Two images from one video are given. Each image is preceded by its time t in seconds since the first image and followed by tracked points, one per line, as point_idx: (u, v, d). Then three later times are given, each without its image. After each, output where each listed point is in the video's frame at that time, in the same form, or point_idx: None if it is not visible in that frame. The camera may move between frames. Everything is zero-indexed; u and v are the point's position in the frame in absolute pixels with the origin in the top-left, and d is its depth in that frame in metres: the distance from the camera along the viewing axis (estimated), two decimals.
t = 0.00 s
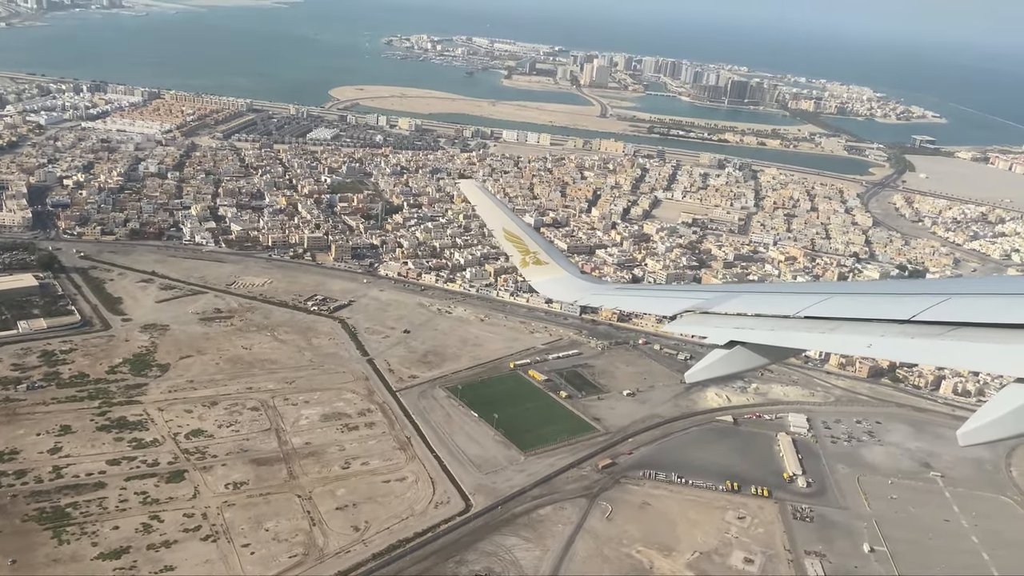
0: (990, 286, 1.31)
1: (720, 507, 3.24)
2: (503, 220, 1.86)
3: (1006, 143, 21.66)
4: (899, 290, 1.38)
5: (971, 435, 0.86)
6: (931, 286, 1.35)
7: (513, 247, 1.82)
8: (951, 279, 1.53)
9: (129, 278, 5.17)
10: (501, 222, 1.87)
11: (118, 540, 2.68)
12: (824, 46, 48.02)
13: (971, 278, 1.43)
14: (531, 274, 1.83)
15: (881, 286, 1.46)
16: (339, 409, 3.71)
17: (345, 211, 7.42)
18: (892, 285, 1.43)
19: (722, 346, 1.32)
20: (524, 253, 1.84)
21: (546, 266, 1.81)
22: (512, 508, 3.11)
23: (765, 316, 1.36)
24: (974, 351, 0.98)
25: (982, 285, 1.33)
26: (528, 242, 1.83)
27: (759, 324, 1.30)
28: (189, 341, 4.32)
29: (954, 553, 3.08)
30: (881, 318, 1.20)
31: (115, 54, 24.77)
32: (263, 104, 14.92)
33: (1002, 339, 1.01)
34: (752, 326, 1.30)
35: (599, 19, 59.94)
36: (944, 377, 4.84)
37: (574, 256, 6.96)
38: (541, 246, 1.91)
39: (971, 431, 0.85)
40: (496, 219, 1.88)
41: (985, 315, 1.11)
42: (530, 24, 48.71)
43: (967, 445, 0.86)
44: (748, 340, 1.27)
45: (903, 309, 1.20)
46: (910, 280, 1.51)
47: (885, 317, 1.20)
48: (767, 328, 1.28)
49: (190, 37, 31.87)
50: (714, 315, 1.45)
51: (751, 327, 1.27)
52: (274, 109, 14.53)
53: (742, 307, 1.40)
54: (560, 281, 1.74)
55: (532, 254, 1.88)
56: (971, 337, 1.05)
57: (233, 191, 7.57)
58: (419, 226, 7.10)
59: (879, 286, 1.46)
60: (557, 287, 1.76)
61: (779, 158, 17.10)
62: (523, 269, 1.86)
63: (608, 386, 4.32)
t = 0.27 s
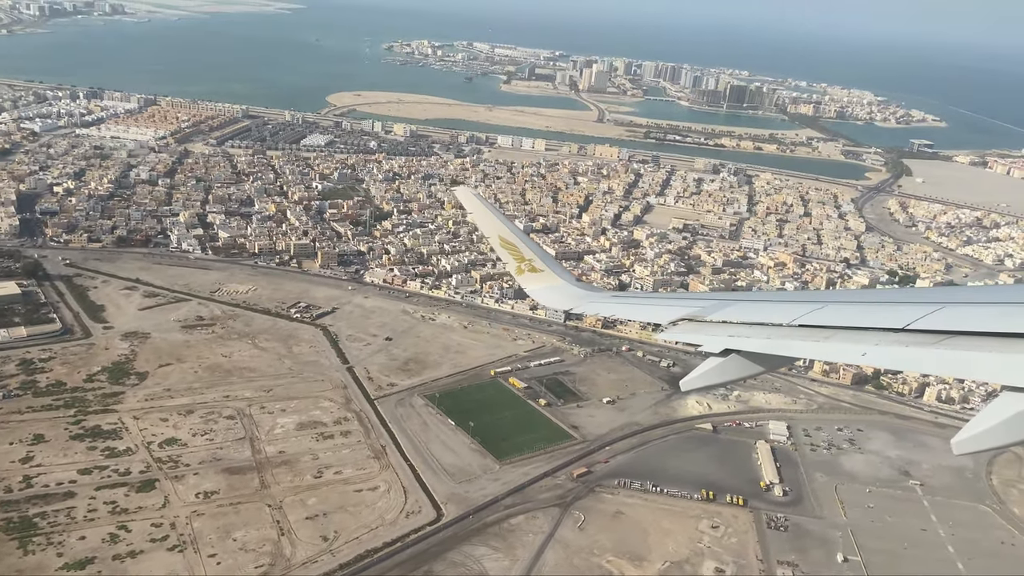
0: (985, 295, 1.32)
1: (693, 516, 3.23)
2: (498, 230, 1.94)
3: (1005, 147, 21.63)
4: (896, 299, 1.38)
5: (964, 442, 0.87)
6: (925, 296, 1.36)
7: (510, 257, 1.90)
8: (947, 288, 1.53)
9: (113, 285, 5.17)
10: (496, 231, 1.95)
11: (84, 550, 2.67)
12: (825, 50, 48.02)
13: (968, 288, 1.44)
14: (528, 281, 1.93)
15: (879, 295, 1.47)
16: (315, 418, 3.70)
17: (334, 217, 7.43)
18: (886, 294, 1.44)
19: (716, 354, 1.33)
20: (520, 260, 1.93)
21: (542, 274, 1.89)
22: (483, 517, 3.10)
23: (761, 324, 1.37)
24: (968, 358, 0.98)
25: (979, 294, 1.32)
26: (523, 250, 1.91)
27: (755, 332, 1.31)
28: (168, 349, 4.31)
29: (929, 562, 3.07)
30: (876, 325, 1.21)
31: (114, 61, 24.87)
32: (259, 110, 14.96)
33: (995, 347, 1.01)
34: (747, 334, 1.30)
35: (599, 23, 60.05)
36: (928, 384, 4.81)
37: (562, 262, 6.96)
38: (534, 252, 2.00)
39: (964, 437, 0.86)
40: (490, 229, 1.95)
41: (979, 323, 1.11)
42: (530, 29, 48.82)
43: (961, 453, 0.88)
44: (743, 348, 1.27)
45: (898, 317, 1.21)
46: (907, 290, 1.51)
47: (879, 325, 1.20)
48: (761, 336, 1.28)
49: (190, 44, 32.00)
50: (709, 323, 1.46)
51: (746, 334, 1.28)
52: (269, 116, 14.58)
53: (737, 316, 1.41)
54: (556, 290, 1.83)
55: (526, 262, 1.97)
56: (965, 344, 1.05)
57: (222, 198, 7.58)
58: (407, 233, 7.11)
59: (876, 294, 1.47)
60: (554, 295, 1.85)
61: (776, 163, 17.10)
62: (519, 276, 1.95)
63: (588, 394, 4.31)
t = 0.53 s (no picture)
0: (982, 301, 1.33)
1: (669, 526, 3.21)
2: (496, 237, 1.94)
3: (1006, 150, 21.57)
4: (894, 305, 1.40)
5: (962, 451, 0.90)
6: (922, 302, 1.37)
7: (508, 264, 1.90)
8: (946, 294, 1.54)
9: (99, 294, 5.17)
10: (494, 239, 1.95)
11: (52, 562, 2.66)
12: (826, 53, 47.96)
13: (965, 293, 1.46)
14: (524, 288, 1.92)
15: (877, 300, 1.49)
16: (293, 427, 3.69)
17: (325, 225, 7.44)
18: (883, 301, 1.46)
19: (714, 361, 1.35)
20: (517, 267, 1.92)
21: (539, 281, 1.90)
22: (457, 527, 3.08)
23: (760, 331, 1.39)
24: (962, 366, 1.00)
25: (977, 301, 1.34)
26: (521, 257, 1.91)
27: (752, 339, 1.33)
28: (150, 358, 4.31)
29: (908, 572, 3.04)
30: (873, 333, 1.23)
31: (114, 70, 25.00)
32: (256, 118, 15.01)
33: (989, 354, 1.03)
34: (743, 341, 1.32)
35: (601, 27, 60.12)
36: (915, 391, 4.77)
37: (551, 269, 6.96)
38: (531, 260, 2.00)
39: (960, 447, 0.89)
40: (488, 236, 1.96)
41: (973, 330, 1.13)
42: (531, 34, 48.91)
43: (959, 461, 0.91)
44: (741, 356, 1.29)
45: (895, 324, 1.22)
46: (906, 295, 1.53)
47: (876, 332, 1.22)
48: (759, 344, 1.30)
49: (191, 52, 32.14)
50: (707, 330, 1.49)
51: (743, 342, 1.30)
52: (266, 123, 14.62)
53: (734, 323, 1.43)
54: (554, 297, 1.83)
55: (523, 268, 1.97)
56: (960, 352, 1.07)
57: (214, 206, 7.60)
58: (397, 240, 7.12)
59: (875, 300, 1.48)
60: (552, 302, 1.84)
61: (774, 168, 17.08)
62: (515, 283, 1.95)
63: (570, 402, 4.29)
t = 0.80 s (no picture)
0: (977, 307, 1.36)
1: (646, 536, 3.19)
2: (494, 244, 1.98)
3: (1009, 154, 21.49)
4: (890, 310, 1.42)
5: (960, 456, 0.91)
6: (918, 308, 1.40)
7: (506, 271, 1.94)
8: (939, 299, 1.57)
9: (86, 303, 5.18)
10: (492, 245, 1.99)
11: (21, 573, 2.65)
12: (830, 57, 47.88)
13: (958, 299, 1.48)
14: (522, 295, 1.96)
15: (873, 306, 1.51)
16: (272, 437, 3.69)
17: (317, 232, 7.46)
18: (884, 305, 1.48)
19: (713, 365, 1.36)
20: (515, 274, 1.96)
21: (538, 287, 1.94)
22: (432, 538, 3.07)
23: (757, 337, 1.40)
24: (962, 371, 1.02)
25: (971, 307, 1.37)
26: (518, 264, 1.95)
27: (750, 345, 1.34)
28: (134, 367, 4.31)
29: None
30: (871, 339, 1.25)
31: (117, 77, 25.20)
32: (255, 125, 15.07)
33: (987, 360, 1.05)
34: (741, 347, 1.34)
35: (605, 32, 60.20)
36: (903, 399, 4.73)
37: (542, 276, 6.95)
38: (529, 266, 2.04)
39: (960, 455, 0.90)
40: (487, 243, 1.99)
41: (970, 337, 1.15)
42: (534, 39, 49.00)
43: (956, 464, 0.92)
44: (740, 362, 1.30)
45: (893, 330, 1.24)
46: (900, 300, 1.55)
47: (875, 338, 1.24)
48: (757, 350, 1.32)
49: (194, 59, 32.33)
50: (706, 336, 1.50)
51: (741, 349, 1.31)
52: (265, 130, 14.70)
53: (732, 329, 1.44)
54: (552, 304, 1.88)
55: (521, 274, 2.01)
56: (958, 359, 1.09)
57: (206, 214, 7.63)
58: (388, 248, 7.14)
59: (871, 305, 1.50)
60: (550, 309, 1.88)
61: (774, 173, 17.05)
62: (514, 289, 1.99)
63: (553, 411, 4.28)
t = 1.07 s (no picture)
0: (971, 313, 1.39)
1: (623, 546, 3.17)
2: (494, 250, 2.01)
3: (1014, 159, 21.35)
4: (888, 317, 1.45)
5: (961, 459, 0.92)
6: (915, 314, 1.43)
7: (507, 277, 1.98)
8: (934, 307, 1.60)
9: (76, 311, 5.20)
10: (492, 251, 2.02)
11: None
12: (835, 61, 47.73)
13: (953, 305, 1.51)
14: (521, 299, 2.01)
15: (869, 313, 1.53)
16: (252, 446, 3.69)
17: (310, 239, 7.47)
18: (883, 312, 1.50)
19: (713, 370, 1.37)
20: (515, 279, 2.01)
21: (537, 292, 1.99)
22: (406, 548, 3.06)
23: (758, 342, 1.42)
24: (962, 371, 1.04)
25: (966, 312, 1.39)
26: (519, 270, 1.99)
27: (752, 350, 1.36)
28: (119, 374, 4.31)
29: None
30: (871, 343, 1.27)
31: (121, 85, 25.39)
32: (255, 132, 15.13)
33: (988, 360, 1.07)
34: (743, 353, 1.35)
35: (611, 37, 60.26)
36: (892, 407, 4.69)
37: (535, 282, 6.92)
38: (528, 273, 2.09)
39: (964, 454, 0.92)
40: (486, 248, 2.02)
41: (969, 341, 1.17)
42: (538, 45, 49.08)
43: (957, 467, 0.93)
44: (742, 367, 1.31)
45: (892, 334, 1.27)
46: (896, 308, 1.58)
47: (875, 342, 1.26)
48: (757, 355, 1.33)
49: (198, 66, 32.56)
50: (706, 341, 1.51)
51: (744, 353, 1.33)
52: (265, 137, 14.77)
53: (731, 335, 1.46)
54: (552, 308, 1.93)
55: (520, 280, 2.06)
56: (957, 362, 1.11)
57: (201, 221, 7.66)
58: (381, 255, 7.14)
59: (868, 312, 1.53)
60: (550, 313, 1.94)
61: (775, 179, 16.99)
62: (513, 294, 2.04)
63: (537, 419, 4.26)
